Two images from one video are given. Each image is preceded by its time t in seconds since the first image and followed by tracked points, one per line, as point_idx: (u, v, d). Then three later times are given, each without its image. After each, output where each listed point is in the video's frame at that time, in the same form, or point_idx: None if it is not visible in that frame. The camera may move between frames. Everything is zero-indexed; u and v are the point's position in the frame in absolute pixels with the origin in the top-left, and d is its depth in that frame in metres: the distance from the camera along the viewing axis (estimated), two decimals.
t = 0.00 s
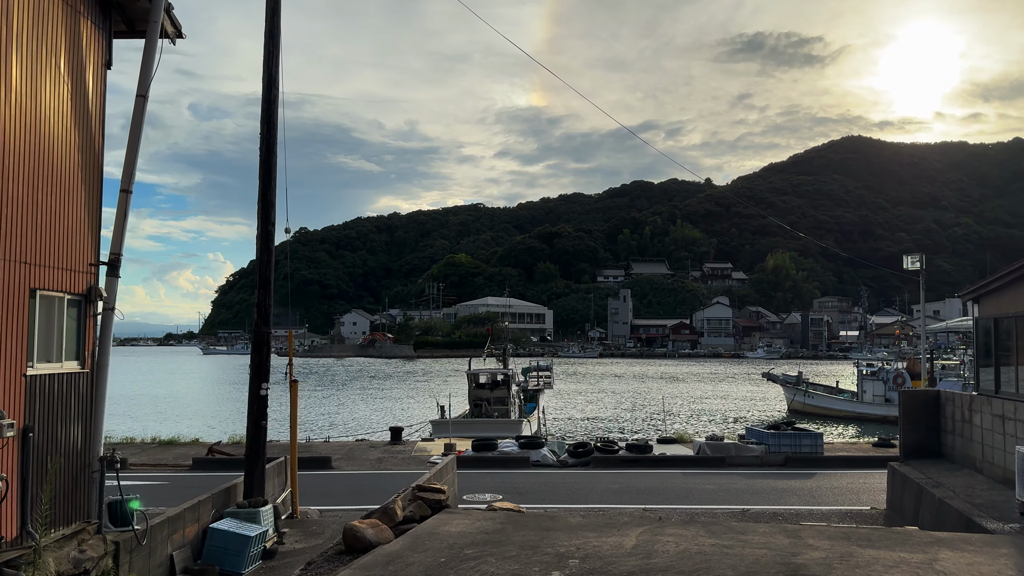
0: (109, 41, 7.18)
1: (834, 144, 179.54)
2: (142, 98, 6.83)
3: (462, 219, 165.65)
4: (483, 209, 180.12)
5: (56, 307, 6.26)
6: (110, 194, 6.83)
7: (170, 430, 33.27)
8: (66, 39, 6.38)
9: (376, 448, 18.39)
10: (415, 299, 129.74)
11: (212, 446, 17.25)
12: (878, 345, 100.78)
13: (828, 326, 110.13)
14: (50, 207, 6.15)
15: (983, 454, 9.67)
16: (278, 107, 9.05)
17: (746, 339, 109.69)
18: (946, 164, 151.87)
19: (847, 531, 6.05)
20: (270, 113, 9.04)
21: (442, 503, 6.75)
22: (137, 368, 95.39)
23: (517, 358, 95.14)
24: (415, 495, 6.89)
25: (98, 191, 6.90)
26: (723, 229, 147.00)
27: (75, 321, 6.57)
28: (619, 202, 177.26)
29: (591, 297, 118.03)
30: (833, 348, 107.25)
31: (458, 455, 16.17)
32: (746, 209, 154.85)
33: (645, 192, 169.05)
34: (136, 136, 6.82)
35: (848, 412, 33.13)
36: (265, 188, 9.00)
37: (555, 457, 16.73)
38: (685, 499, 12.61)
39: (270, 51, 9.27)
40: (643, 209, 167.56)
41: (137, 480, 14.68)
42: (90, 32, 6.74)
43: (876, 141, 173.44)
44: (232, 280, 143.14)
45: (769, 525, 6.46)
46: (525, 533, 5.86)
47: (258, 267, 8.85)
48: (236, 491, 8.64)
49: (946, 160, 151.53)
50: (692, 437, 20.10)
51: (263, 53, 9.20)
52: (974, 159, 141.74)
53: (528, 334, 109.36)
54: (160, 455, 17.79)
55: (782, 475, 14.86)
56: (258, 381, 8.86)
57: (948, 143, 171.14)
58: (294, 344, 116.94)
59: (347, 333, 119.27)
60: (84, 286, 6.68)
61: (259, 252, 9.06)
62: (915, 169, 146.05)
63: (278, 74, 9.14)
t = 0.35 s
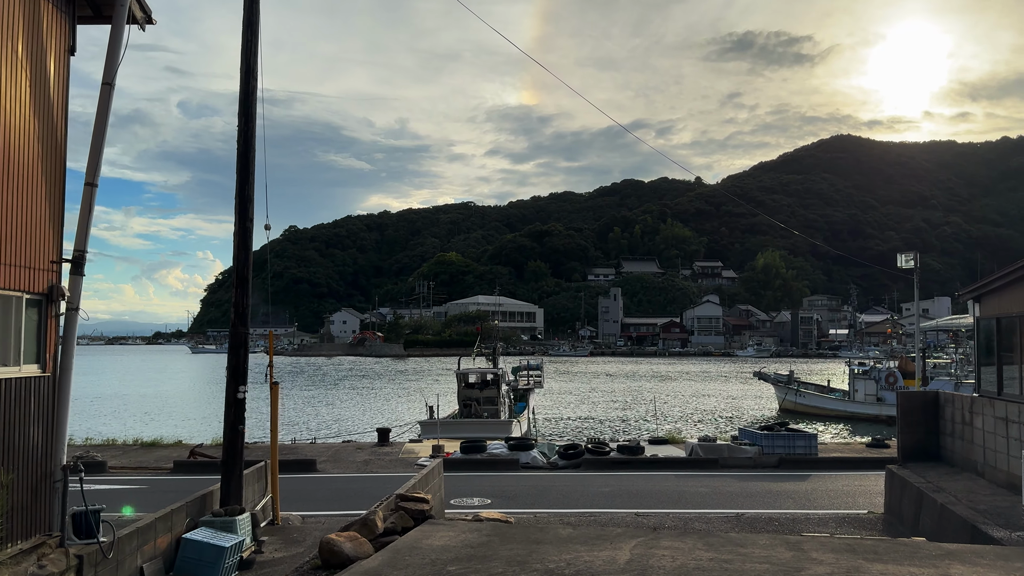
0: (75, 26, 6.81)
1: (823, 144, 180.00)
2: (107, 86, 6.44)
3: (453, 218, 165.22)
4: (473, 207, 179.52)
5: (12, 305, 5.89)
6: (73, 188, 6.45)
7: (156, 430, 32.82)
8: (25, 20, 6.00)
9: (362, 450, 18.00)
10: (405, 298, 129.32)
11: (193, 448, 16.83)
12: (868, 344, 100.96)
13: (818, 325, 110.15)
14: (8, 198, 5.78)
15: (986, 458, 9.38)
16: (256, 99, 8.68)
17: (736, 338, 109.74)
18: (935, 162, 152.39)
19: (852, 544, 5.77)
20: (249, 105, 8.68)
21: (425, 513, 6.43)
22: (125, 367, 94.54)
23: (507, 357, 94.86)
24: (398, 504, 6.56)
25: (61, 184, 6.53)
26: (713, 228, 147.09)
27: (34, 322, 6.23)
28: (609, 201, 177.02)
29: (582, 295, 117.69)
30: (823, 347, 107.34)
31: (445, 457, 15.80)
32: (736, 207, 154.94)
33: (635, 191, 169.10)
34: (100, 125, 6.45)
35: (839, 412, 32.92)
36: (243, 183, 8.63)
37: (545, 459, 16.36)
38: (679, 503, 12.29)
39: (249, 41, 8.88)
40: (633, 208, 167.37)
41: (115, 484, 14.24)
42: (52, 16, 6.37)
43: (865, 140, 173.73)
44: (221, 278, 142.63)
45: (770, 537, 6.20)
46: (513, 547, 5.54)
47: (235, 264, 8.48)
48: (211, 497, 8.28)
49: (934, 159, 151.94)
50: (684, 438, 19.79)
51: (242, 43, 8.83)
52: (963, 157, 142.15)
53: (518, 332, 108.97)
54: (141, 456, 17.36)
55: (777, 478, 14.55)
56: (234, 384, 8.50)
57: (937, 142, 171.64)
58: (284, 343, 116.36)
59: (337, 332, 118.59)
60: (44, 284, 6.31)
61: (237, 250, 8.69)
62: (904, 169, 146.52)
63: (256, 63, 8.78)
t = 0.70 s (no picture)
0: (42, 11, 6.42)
1: (817, 142, 180.08)
2: (76, 72, 6.07)
3: (447, 215, 164.74)
4: (467, 205, 179.08)
5: None
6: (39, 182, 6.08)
7: (147, 430, 32.37)
8: None
9: (353, 452, 17.61)
10: (399, 296, 128.90)
11: (179, 450, 16.46)
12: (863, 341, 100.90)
13: (813, 323, 109.96)
14: None
15: (995, 463, 9.10)
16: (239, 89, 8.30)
17: (731, 335, 109.59)
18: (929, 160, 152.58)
19: (868, 561, 5.47)
20: (231, 99, 8.30)
21: (414, 526, 6.11)
22: (116, 365, 93.97)
23: (502, 355, 94.53)
24: (385, 518, 6.24)
25: (27, 178, 6.18)
26: (708, 227, 146.94)
27: None
28: (604, 199, 176.73)
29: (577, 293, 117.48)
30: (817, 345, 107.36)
31: (439, 460, 15.46)
32: (731, 205, 154.83)
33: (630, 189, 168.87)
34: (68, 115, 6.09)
35: (836, 411, 32.67)
36: (226, 178, 8.26)
37: (539, 462, 16.01)
38: (677, 508, 11.97)
39: (232, 28, 8.47)
40: (628, 205, 167.10)
41: (97, 487, 13.82)
42: None
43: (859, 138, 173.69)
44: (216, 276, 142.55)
45: (778, 552, 5.93)
46: (505, 564, 5.23)
47: (216, 263, 8.10)
48: (192, 507, 7.92)
49: (928, 157, 151.94)
50: (680, 439, 19.51)
51: (224, 31, 8.43)
52: (957, 155, 142.24)
53: (513, 330, 108.58)
54: (126, 459, 16.95)
55: (776, 481, 14.25)
56: (215, 388, 8.14)
57: (930, 141, 171.81)
58: (278, 342, 115.91)
59: (331, 330, 118.19)
60: (9, 285, 5.96)
61: (219, 248, 8.31)
62: (898, 167, 146.65)
63: (238, 53, 8.39)
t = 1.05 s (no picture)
0: None
1: (815, 140, 179.99)
2: (41, 58, 5.72)
3: (445, 213, 164.41)
4: (464, 203, 178.74)
5: None
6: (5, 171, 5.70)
7: (138, 430, 32.00)
8: None
9: (346, 453, 17.32)
10: (397, 294, 128.62)
11: (168, 452, 16.09)
12: (861, 339, 100.75)
13: (811, 321, 109.68)
14: None
15: (1004, 465, 8.80)
16: (218, 79, 7.96)
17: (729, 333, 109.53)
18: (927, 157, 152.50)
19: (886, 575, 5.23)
20: (210, 89, 7.96)
21: (398, 536, 5.88)
22: (113, 364, 93.58)
23: (499, 352, 94.27)
24: (366, 528, 5.97)
25: None
26: (706, 225, 146.74)
27: None
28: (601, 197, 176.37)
29: (574, 291, 117.13)
30: (815, 343, 107.26)
31: (432, 461, 15.14)
32: (728, 203, 154.61)
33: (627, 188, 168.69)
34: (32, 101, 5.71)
35: (835, 409, 32.38)
36: (206, 174, 7.91)
37: (536, 464, 15.68)
38: (676, 511, 11.66)
39: (214, 15, 8.11)
40: (626, 203, 166.85)
41: (82, 490, 13.53)
42: None
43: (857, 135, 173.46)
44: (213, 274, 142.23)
45: (785, 566, 5.68)
46: None
47: (197, 262, 7.76)
48: (169, 516, 7.58)
49: (925, 155, 151.87)
50: (678, 439, 19.22)
51: (205, 18, 8.06)
52: (954, 152, 142.09)
53: (510, 329, 108.21)
54: (115, 460, 16.63)
55: (777, 482, 13.93)
56: (194, 390, 7.80)
57: (928, 138, 171.75)
58: (275, 340, 115.56)
59: (328, 328, 117.72)
60: None
61: (198, 246, 7.94)
62: (896, 165, 146.54)
63: (218, 41, 8.04)
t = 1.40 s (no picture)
0: None
1: (814, 138, 179.72)
2: None
3: (443, 211, 164.02)
4: (463, 201, 178.37)
5: None
6: None
7: (132, 431, 31.59)
8: None
9: (338, 454, 17.00)
10: (395, 293, 128.33)
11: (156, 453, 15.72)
12: (860, 337, 100.55)
13: (810, 318, 109.38)
14: None
15: (1015, 469, 8.48)
16: (199, 68, 7.61)
17: (728, 332, 109.14)
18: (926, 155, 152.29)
19: None
20: (191, 77, 7.61)
21: (380, 550, 5.80)
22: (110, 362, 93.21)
23: (498, 351, 93.94)
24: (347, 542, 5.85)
25: None
26: (705, 223, 146.44)
27: None
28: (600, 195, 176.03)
29: (573, 290, 116.72)
30: (813, 341, 106.93)
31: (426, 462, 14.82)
32: (727, 202, 154.29)
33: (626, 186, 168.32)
34: None
35: (836, 408, 32.09)
36: (186, 167, 7.55)
37: (531, 465, 15.36)
38: (675, 515, 11.32)
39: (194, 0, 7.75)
40: (625, 201, 166.50)
41: (66, 493, 13.17)
42: None
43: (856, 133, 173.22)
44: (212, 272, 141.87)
45: None
46: None
47: (176, 259, 7.41)
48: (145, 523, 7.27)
49: (924, 153, 151.67)
50: (677, 439, 18.91)
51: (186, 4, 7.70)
52: (952, 150, 141.87)
53: (509, 327, 107.85)
54: (102, 461, 16.27)
55: (777, 485, 13.60)
56: (172, 393, 7.47)
57: (927, 136, 171.54)
58: (273, 338, 115.21)
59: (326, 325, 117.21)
60: None
61: (178, 243, 7.59)
62: (895, 163, 146.33)
63: (199, 29, 7.68)
